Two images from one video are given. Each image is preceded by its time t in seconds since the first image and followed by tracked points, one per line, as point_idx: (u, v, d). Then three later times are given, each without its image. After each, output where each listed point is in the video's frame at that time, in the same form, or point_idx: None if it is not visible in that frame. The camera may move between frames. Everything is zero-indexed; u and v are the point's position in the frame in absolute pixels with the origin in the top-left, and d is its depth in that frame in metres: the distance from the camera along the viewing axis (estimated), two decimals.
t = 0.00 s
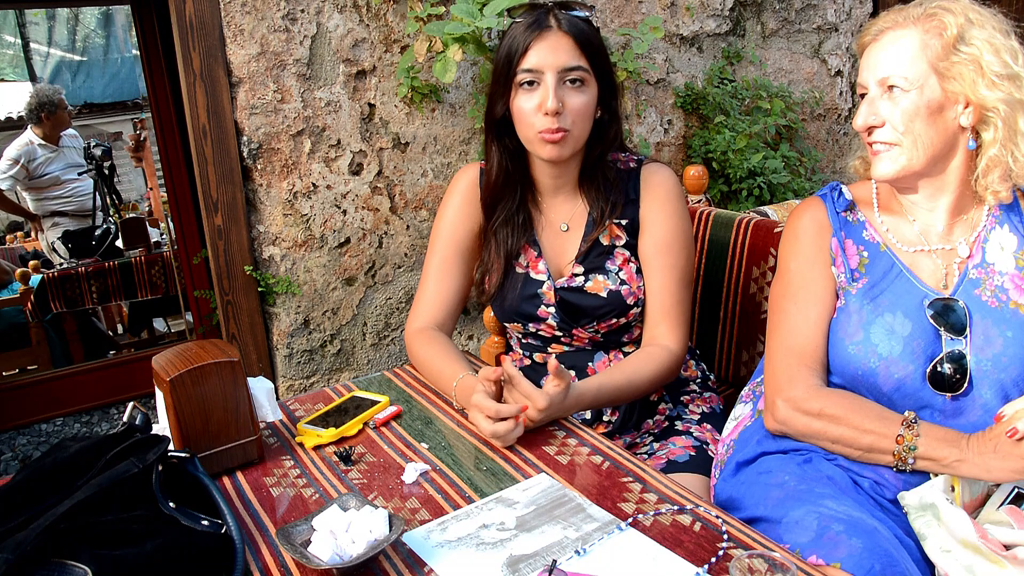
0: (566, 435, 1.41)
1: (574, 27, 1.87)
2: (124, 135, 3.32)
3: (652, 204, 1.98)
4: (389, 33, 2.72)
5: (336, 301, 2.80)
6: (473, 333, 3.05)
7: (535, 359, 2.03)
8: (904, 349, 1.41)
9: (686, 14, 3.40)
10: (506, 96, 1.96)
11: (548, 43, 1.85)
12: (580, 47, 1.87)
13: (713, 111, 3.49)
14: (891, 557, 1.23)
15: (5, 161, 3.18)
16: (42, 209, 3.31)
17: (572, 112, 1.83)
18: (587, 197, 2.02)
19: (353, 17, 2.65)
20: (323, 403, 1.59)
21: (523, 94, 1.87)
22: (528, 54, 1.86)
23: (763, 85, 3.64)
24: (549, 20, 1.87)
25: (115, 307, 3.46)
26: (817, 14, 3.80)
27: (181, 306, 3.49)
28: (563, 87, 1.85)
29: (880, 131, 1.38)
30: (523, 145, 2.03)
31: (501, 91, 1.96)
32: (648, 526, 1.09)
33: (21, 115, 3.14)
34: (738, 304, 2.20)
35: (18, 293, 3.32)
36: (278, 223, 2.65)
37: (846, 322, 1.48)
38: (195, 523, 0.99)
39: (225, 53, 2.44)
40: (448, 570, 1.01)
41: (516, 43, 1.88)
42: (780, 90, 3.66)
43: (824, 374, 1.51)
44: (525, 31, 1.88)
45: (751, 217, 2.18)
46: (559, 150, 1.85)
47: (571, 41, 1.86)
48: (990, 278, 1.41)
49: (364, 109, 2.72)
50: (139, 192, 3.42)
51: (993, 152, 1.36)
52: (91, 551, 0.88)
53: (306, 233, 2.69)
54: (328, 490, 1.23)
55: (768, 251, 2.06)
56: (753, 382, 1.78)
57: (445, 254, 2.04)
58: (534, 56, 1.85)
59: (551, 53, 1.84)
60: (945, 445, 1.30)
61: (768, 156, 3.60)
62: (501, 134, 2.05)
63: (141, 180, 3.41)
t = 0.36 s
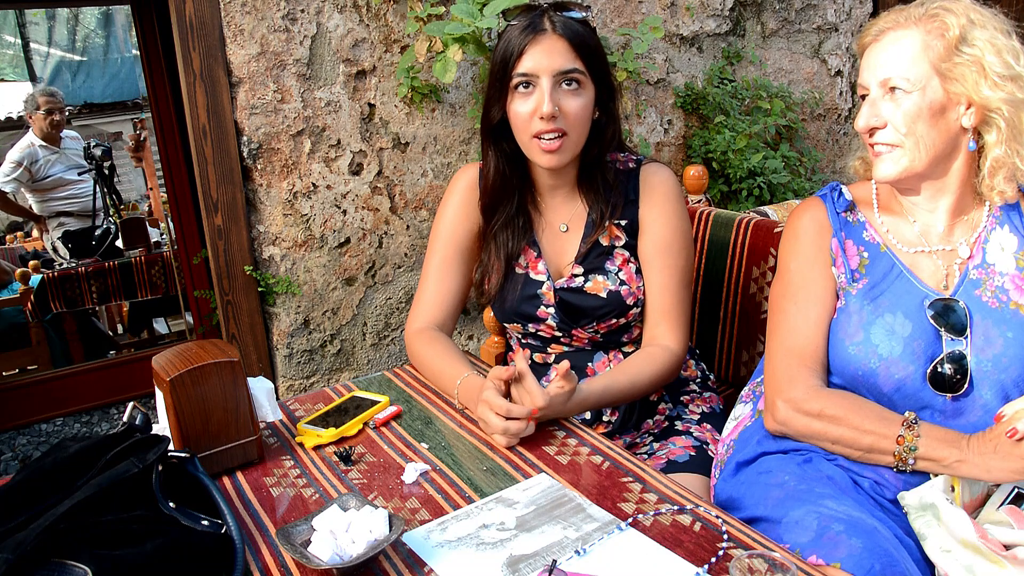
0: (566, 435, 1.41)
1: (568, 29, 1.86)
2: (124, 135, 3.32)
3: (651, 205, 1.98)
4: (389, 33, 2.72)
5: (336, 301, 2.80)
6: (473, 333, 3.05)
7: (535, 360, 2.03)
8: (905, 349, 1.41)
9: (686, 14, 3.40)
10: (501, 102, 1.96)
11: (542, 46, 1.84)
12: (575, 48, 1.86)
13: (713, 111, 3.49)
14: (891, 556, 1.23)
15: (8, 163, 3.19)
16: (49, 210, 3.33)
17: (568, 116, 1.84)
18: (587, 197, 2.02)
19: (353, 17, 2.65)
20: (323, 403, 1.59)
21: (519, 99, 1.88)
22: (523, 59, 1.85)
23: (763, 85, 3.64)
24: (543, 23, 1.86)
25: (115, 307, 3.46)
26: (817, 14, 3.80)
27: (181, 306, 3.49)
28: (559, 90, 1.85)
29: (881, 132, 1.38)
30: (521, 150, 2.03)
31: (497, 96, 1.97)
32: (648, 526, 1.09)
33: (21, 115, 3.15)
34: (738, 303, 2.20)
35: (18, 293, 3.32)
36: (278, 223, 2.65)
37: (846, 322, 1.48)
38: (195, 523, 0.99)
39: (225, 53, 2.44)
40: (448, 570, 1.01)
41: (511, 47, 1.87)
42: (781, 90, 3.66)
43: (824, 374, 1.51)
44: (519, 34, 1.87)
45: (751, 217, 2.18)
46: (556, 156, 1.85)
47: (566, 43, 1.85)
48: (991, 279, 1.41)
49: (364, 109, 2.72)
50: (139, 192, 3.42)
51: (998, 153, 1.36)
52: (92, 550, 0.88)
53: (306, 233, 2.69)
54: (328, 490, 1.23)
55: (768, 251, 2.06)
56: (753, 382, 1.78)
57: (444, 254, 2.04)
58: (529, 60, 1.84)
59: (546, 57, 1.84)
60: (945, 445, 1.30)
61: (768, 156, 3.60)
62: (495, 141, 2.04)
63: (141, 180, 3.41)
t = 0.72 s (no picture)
0: (566, 435, 1.41)
1: (572, 21, 1.88)
2: (124, 135, 3.32)
3: (652, 201, 1.97)
4: (389, 33, 2.72)
5: (336, 301, 2.80)
6: (473, 333, 3.05)
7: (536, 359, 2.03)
8: (904, 350, 1.41)
9: (686, 14, 3.40)
10: (504, 91, 1.96)
11: (543, 35, 1.85)
12: (576, 39, 1.87)
13: (713, 111, 3.49)
14: (891, 556, 1.23)
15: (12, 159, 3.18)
16: (55, 207, 3.33)
17: (567, 102, 1.83)
18: (588, 197, 2.02)
19: (353, 17, 2.65)
20: (323, 403, 1.59)
21: (519, 87, 1.87)
22: (524, 48, 1.86)
23: (763, 85, 3.64)
24: (546, 15, 1.88)
25: (115, 307, 3.46)
26: (817, 14, 3.80)
27: (181, 306, 3.49)
28: (559, 77, 1.84)
29: (881, 133, 1.38)
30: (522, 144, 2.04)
31: (499, 87, 1.97)
32: (648, 526, 1.09)
33: (22, 115, 3.14)
34: (738, 303, 2.20)
35: (18, 293, 3.32)
36: (278, 223, 2.65)
37: (846, 322, 1.48)
38: (195, 523, 0.99)
39: (225, 53, 2.44)
40: (448, 570, 1.01)
41: (513, 40, 1.89)
42: (781, 90, 3.66)
43: (824, 375, 1.51)
44: (521, 27, 1.89)
45: (751, 217, 2.18)
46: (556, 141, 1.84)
47: (567, 32, 1.86)
48: (991, 279, 1.41)
49: (364, 109, 2.72)
50: (139, 192, 3.41)
51: (997, 154, 1.36)
52: (92, 550, 0.88)
53: (306, 233, 2.69)
54: (328, 490, 1.23)
55: (768, 251, 2.06)
56: (753, 382, 1.78)
57: (444, 255, 2.04)
58: (530, 48, 1.85)
59: (547, 45, 1.84)
60: (945, 446, 1.30)
61: (768, 156, 3.61)
62: (500, 131, 2.05)
63: (141, 179, 3.40)
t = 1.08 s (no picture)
0: (566, 435, 1.41)
1: (574, 24, 1.87)
2: (123, 135, 3.32)
3: (650, 204, 1.98)
4: (389, 33, 2.72)
5: (336, 301, 2.80)
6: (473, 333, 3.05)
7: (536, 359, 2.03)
8: (905, 350, 1.41)
9: (686, 14, 3.40)
10: (506, 92, 1.96)
11: (546, 39, 1.85)
12: (579, 43, 1.86)
13: (713, 111, 3.48)
14: (891, 556, 1.23)
15: (9, 156, 3.17)
16: (51, 205, 3.32)
17: (569, 106, 1.83)
18: (588, 198, 2.02)
19: (353, 17, 2.65)
20: (323, 403, 1.59)
21: (521, 90, 1.87)
22: (527, 51, 1.86)
23: (763, 85, 3.64)
24: (549, 17, 1.87)
25: (115, 307, 3.46)
26: (817, 14, 3.80)
27: (181, 306, 3.49)
28: (561, 82, 1.84)
29: (901, 137, 1.37)
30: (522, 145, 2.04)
31: (501, 88, 1.97)
32: (648, 526, 1.09)
33: (21, 115, 3.15)
34: (737, 303, 2.20)
35: (18, 293, 3.32)
36: (279, 223, 2.64)
37: (846, 323, 1.48)
38: (195, 523, 0.99)
39: (225, 53, 2.44)
40: (448, 570, 1.01)
41: (516, 41, 1.89)
42: (781, 90, 3.66)
43: (825, 375, 1.51)
44: (524, 29, 1.88)
45: (751, 217, 2.18)
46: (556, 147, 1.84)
47: (570, 36, 1.86)
48: (991, 280, 1.41)
49: (364, 109, 2.72)
50: (139, 192, 3.41)
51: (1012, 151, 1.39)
52: (92, 550, 0.88)
53: (306, 233, 2.69)
54: (329, 490, 1.23)
55: (768, 251, 2.06)
56: (753, 382, 1.78)
57: (444, 255, 2.04)
58: (533, 51, 1.85)
59: (549, 49, 1.84)
60: (946, 447, 1.30)
61: (768, 156, 3.61)
62: (500, 132, 2.05)
63: (141, 179, 3.40)
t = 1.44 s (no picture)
0: (566, 435, 1.41)
1: (570, 27, 1.86)
2: (123, 135, 3.32)
3: (651, 203, 1.98)
4: (389, 33, 2.72)
5: (336, 301, 2.80)
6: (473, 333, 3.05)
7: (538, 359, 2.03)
8: (905, 350, 1.41)
9: (686, 14, 3.40)
10: (504, 97, 1.96)
11: (544, 43, 1.84)
12: (574, 46, 1.85)
13: (713, 111, 3.48)
14: (890, 556, 1.23)
15: (8, 155, 3.16)
16: (47, 206, 3.31)
17: (566, 112, 1.83)
18: (588, 198, 2.01)
19: (353, 17, 2.65)
20: (323, 403, 1.59)
21: (519, 94, 1.88)
22: (524, 56, 1.85)
23: (763, 85, 3.64)
24: (545, 20, 1.86)
25: (115, 307, 3.46)
26: (817, 14, 3.80)
27: (181, 306, 3.49)
28: (559, 87, 1.85)
29: (918, 140, 1.36)
30: (521, 147, 2.04)
31: (499, 92, 1.96)
32: (648, 526, 1.09)
33: (21, 115, 3.15)
34: (737, 303, 2.20)
35: (18, 293, 3.32)
36: (278, 223, 2.64)
37: (846, 323, 1.48)
38: (195, 523, 0.99)
39: (225, 53, 2.44)
40: (448, 570, 1.01)
41: (513, 44, 1.88)
42: (780, 90, 3.67)
43: (824, 375, 1.51)
44: (521, 32, 1.87)
45: (751, 217, 2.18)
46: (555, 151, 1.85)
47: (566, 40, 1.85)
48: (991, 281, 1.41)
49: (364, 110, 2.72)
50: (139, 192, 3.41)
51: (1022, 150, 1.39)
52: (92, 550, 0.88)
53: (306, 233, 2.69)
54: (329, 490, 1.23)
55: (768, 251, 2.06)
56: (753, 382, 1.78)
57: (444, 255, 2.04)
58: (530, 57, 1.84)
59: (547, 54, 1.83)
60: (946, 447, 1.30)
61: (768, 156, 3.61)
62: (500, 135, 2.05)
63: (141, 179, 3.40)
